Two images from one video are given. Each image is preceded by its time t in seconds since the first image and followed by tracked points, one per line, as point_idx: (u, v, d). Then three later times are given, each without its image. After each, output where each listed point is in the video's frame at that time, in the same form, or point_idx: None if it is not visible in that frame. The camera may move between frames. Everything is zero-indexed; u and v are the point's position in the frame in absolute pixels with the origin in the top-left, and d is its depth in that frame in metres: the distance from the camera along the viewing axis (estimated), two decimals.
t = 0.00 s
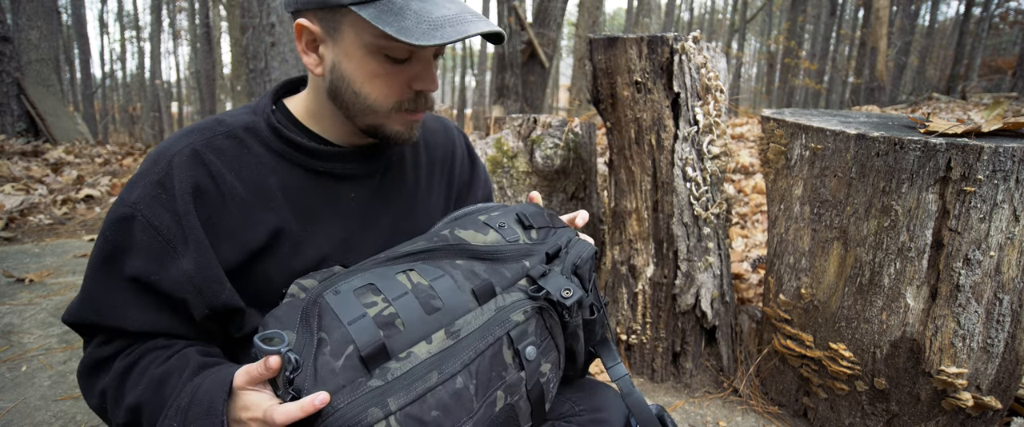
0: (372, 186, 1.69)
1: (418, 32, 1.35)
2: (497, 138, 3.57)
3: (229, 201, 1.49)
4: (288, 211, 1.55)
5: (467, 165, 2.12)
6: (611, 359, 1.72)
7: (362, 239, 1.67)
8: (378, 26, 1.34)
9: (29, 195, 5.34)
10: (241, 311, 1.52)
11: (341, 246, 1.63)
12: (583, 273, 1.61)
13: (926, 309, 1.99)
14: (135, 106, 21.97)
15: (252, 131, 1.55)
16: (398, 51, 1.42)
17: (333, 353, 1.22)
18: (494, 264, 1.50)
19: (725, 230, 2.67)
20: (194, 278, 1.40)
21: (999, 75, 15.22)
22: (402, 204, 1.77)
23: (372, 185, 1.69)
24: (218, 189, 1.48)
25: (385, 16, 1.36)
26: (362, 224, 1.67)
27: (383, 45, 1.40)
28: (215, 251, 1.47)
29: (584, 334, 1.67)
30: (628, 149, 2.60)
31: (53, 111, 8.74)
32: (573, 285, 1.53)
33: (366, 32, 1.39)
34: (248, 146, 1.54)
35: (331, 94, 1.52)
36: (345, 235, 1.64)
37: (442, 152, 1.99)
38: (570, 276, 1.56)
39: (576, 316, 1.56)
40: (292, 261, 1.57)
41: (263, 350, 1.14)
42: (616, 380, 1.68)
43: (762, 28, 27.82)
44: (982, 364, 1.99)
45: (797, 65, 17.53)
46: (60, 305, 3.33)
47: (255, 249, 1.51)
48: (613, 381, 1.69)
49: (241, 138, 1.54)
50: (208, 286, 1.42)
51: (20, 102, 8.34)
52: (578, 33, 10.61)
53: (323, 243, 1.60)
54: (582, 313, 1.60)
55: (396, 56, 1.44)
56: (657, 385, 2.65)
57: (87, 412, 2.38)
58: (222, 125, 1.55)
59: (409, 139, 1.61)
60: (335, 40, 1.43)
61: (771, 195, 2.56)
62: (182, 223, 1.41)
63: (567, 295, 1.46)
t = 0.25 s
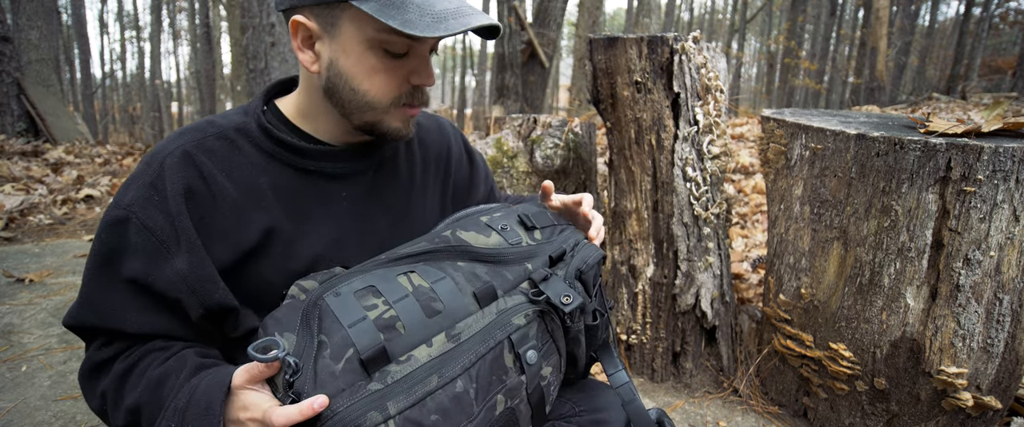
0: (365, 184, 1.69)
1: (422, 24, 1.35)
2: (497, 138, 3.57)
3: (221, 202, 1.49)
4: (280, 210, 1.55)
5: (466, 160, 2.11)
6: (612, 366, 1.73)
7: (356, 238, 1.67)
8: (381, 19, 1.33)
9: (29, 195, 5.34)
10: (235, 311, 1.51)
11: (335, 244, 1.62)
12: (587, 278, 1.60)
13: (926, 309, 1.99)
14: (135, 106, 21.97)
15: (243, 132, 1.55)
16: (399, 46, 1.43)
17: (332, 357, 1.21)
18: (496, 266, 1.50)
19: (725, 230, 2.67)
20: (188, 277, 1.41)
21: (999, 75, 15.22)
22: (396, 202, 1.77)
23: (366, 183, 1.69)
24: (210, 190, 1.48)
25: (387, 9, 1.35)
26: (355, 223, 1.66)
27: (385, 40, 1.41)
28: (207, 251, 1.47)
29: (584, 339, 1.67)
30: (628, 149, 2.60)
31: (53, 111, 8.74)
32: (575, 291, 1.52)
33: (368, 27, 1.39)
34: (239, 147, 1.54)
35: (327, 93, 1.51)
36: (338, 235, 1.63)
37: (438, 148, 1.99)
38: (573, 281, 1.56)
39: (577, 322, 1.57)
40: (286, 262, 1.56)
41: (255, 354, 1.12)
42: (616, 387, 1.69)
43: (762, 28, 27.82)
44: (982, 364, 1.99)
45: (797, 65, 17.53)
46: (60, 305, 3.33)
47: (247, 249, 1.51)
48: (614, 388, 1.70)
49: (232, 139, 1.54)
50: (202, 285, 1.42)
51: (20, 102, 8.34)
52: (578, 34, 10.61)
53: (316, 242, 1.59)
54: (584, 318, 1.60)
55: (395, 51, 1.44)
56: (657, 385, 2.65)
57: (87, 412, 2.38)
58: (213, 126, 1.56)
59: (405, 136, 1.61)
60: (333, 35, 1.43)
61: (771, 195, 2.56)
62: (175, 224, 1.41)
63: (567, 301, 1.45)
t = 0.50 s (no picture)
0: (360, 185, 1.69)
1: (413, 18, 1.35)
2: (497, 138, 3.57)
3: (215, 207, 1.50)
4: (274, 214, 1.56)
5: (465, 154, 2.10)
6: (614, 372, 1.76)
7: (353, 240, 1.67)
8: (372, 13, 1.33)
9: (29, 195, 5.34)
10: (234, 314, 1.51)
11: (331, 246, 1.62)
12: (590, 283, 1.62)
13: (926, 309, 1.99)
14: (135, 106, 21.96)
15: (236, 137, 1.55)
16: (387, 42, 1.43)
17: (332, 368, 1.21)
18: (497, 271, 1.50)
19: (725, 229, 2.67)
20: (186, 282, 1.42)
21: (999, 75, 15.22)
22: (392, 202, 1.77)
23: (361, 183, 1.70)
24: (203, 195, 1.49)
25: (377, 2, 1.35)
26: (351, 225, 1.67)
27: (373, 36, 1.41)
28: (205, 255, 1.48)
29: (588, 344, 1.66)
30: (628, 149, 2.60)
31: (53, 111, 8.74)
32: (577, 299, 1.53)
33: (357, 23, 1.39)
34: (232, 152, 1.54)
35: (315, 89, 1.51)
36: (333, 237, 1.63)
37: (435, 145, 1.98)
38: (576, 288, 1.56)
39: (580, 328, 1.55)
40: (281, 265, 1.57)
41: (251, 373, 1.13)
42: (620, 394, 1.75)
43: (762, 28, 27.82)
44: (981, 364, 1.99)
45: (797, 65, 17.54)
46: (61, 305, 3.33)
47: (242, 253, 1.51)
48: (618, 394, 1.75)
49: (225, 144, 1.54)
50: (199, 290, 1.43)
51: (20, 102, 8.34)
52: (578, 33, 10.61)
53: (312, 244, 1.60)
54: (587, 324, 1.60)
55: (384, 47, 1.45)
56: (657, 385, 2.65)
57: (87, 412, 2.38)
58: (206, 131, 1.56)
59: (395, 134, 1.61)
60: (321, 30, 1.43)
61: (771, 195, 2.56)
62: (170, 230, 1.42)
63: (570, 310, 1.46)
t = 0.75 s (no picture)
0: (357, 186, 1.69)
1: (418, 13, 1.35)
2: (498, 138, 3.57)
3: (211, 212, 1.50)
4: (271, 217, 1.56)
5: (464, 153, 2.10)
6: (615, 375, 1.80)
7: (351, 242, 1.68)
8: (376, 9, 1.33)
9: (29, 195, 5.35)
10: (231, 321, 1.51)
11: (328, 249, 1.63)
12: (592, 287, 1.61)
13: (926, 309, 1.99)
14: (135, 107, 21.96)
15: (229, 140, 1.55)
16: (389, 39, 1.43)
17: (332, 374, 1.22)
18: (499, 274, 1.50)
19: (725, 229, 2.67)
20: (178, 289, 1.41)
21: (999, 75, 15.22)
22: (391, 203, 1.78)
23: (359, 185, 1.70)
24: (198, 199, 1.49)
25: None
26: (348, 227, 1.67)
27: (376, 33, 1.41)
28: (198, 260, 1.48)
29: (590, 347, 1.66)
30: (628, 149, 2.59)
31: (53, 111, 8.74)
32: (579, 303, 1.53)
33: (359, 19, 1.39)
34: (226, 155, 1.54)
35: (314, 88, 1.51)
36: (331, 240, 1.64)
37: (434, 145, 1.98)
38: (578, 291, 1.55)
39: (581, 332, 1.54)
40: (280, 268, 1.57)
41: (253, 378, 1.13)
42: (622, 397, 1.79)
43: (762, 28, 27.83)
44: (981, 364, 1.99)
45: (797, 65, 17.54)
46: (61, 305, 3.33)
47: (239, 257, 1.51)
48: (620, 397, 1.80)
49: (219, 148, 1.54)
50: (192, 296, 1.42)
51: (19, 102, 8.34)
52: (578, 34, 10.62)
53: (309, 247, 1.60)
54: (589, 327, 1.59)
55: (386, 45, 1.45)
56: (657, 385, 2.65)
57: (87, 412, 2.38)
58: (199, 134, 1.55)
59: (395, 134, 1.61)
60: (322, 28, 1.43)
61: (771, 195, 2.56)
62: (164, 235, 1.42)
63: (571, 315, 1.46)
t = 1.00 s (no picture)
0: (357, 188, 1.70)
1: (416, 14, 1.35)
2: (497, 138, 3.57)
3: (211, 216, 1.50)
4: (271, 220, 1.56)
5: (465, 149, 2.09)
6: (617, 380, 1.79)
7: (351, 244, 1.68)
8: (375, 9, 1.33)
9: (29, 195, 5.35)
10: (233, 324, 1.52)
11: (329, 251, 1.64)
12: (596, 292, 1.61)
13: (926, 309, 1.99)
14: (135, 106, 21.96)
15: (228, 143, 1.56)
16: (388, 39, 1.43)
17: (334, 382, 1.22)
18: (502, 279, 1.49)
19: (725, 230, 2.67)
20: (179, 294, 1.41)
21: (999, 75, 15.22)
22: (391, 204, 1.78)
23: (359, 186, 1.70)
24: (198, 203, 1.49)
25: None
26: (348, 229, 1.67)
27: (373, 34, 1.41)
28: (198, 264, 1.48)
29: (591, 351, 1.66)
30: (628, 149, 2.60)
31: (53, 111, 8.74)
32: (583, 309, 1.52)
33: (357, 20, 1.39)
34: (226, 158, 1.54)
35: (310, 90, 1.52)
36: (331, 242, 1.64)
37: (433, 144, 1.97)
38: (582, 297, 1.55)
39: (586, 336, 1.52)
40: (281, 271, 1.58)
41: (252, 388, 1.16)
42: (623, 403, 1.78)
43: (762, 28, 27.83)
44: (982, 364, 1.99)
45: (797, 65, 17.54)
46: (61, 305, 3.33)
47: (239, 261, 1.52)
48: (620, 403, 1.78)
49: (218, 151, 1.54)
50: (194, 301, 1.42)
51: (19, 102, 8.34)
52: (577, 34, 10.62)
53: (310, 249, 1.60)
54: (592, 332, 1.59)
55: (384, 45, 1.45)
56: (657, 385, 2.66)
57: (87, 412, 2.38)
58: (197, 138, 1.55)
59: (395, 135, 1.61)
60: (319, 29, 1.43)
61: (771, 195, 2.56)
62: (164, 239, 1.42)
63: (576, 322, 1.45)
